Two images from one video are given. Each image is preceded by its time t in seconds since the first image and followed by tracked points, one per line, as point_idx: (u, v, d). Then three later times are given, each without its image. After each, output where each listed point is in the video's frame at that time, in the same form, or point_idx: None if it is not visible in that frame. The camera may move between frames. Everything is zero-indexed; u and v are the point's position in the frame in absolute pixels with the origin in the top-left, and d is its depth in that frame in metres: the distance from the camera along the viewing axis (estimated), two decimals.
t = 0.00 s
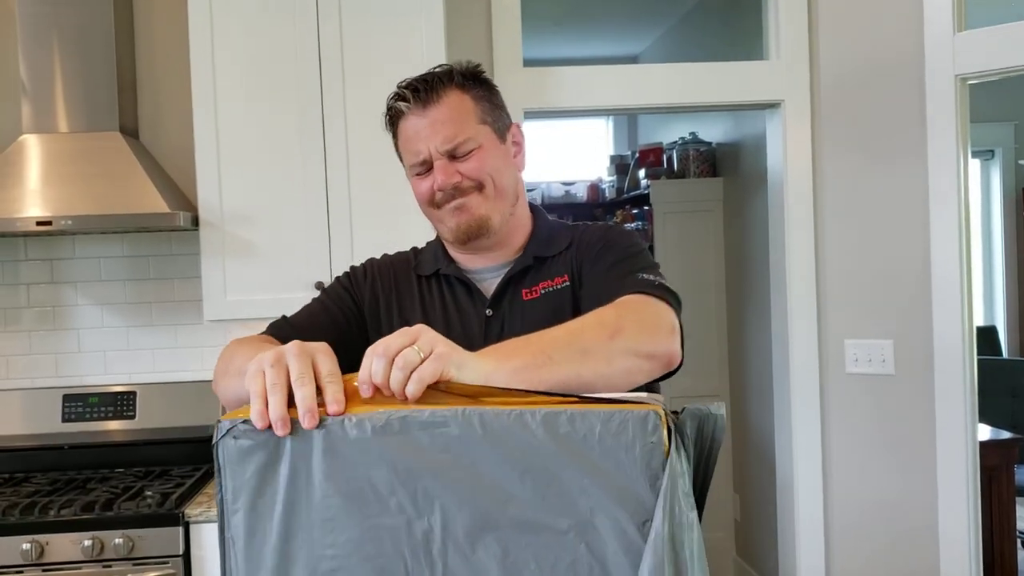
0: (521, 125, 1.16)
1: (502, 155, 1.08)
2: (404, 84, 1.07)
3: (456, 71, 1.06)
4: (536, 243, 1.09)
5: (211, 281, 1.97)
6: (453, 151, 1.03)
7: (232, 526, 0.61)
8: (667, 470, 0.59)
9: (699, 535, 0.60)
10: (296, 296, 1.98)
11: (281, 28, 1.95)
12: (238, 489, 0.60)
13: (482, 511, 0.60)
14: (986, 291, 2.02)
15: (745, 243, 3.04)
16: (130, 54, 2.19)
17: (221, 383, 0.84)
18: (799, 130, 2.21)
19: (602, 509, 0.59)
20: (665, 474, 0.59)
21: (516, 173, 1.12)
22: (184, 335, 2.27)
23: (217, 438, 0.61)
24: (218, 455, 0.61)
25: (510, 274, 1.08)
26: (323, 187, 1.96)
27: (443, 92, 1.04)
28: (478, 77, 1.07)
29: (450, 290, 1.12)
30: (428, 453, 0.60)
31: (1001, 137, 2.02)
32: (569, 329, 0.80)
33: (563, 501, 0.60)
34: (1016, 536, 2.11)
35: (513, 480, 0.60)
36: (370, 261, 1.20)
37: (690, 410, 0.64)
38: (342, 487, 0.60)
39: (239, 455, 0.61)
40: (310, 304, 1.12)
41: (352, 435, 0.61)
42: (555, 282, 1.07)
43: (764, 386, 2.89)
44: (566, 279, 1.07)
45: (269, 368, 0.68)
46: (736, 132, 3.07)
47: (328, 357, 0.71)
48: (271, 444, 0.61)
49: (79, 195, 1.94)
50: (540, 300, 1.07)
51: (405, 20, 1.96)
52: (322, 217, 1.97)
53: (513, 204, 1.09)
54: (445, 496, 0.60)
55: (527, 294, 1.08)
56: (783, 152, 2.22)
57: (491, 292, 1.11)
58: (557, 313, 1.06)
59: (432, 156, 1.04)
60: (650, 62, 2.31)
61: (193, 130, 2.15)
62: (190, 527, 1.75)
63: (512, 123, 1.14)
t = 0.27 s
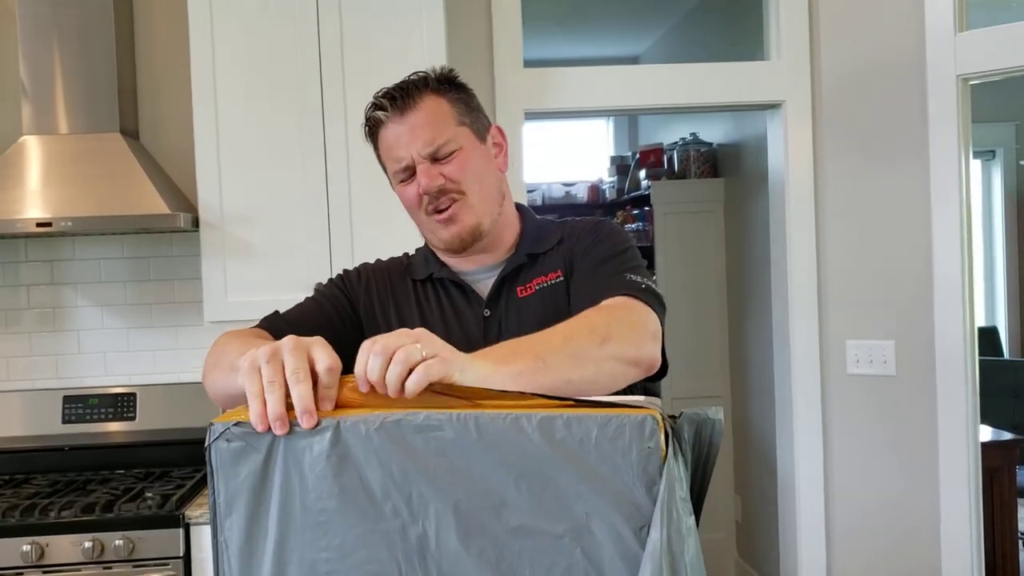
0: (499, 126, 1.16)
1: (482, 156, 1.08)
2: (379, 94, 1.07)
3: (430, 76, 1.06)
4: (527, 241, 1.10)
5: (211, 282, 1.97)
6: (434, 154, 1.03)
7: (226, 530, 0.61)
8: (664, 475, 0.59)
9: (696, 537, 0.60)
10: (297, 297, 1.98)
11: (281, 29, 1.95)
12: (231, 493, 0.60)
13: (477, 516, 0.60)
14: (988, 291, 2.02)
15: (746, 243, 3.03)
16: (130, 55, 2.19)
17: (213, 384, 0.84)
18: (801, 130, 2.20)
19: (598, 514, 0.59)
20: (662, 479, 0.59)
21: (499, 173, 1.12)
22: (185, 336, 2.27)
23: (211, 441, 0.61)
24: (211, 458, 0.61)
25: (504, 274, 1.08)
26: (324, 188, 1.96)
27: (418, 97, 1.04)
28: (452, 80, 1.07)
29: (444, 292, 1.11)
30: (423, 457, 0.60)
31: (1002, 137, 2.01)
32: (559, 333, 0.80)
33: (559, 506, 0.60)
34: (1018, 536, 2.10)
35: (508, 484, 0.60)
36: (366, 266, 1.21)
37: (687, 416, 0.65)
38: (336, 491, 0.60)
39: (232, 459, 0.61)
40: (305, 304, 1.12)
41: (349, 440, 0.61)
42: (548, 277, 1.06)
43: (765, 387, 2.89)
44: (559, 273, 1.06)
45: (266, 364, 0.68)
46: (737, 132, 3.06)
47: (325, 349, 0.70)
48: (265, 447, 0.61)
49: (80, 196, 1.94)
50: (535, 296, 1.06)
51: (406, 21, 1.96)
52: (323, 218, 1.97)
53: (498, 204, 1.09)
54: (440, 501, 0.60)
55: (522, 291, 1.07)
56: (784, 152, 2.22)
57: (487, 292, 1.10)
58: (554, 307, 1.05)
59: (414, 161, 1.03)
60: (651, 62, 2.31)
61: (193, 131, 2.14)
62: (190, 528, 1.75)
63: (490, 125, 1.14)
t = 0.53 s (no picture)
0: (494, 127, 1.16)
1: (476, 157, 1.07)
2: (374, 95, 1.06)
3: (424, 77, 1.05)
4: (524, 242, 1.09)
5: (213, 282, 1.97)
6: (427, 154, 1.02)
7: (222, 527, 0.61)
8: (654, 480, 0.58)
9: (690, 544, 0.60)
10: (298, 297, 1.98)
11: (283, 29, 1.95)
12: (226, 489, 0.61)
13: (467, 519, 0.60)
14: (991, 291, 2.01)
15: (748, 242, 3.03)
16: (132, 54, 2.19)
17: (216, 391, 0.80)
18: (804, 128, 2.20)
19: (587, 518, 0.59)
20: (652, 484, 0.58)
21: (493, 175, 1.11)
22: (187, 336, 2.27)
23: (207, 439, 0.61)
24: (208, 456, 0.61)
25: (502, 273, 1.08)
26: (325, 187, 1.96)
27: (410, 97, 1.03)
28: (446, 81, 1.07)
29: (442, 295, 1.11)
30: (414, 459, 0.60)
31: (1006, 136, 2.00)
32: (587, 314, 0.78)
33: (548, 510, 0.59)
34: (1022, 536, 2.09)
35: (497, 487, 0.59)
36: (365, 269, 1.20)
37: (680, 418, 0.65)
38: (327, 491, 0.60)
39: (227, 456, 0.61)
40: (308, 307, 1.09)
41: (341, 440, 0.60)
42: (549, 283, 1.06)
43: (767, 386, 2.88)
44: (560, 279, 1.06)
45: (257, 364, 0.67)
46: (740, 131, 3.05)
47: (315, 347, 0.70)
48: (258, 445, 0.61)
49: (82, 195, 1.94)
50: (536, 300, 1.06)
51: (407, 20, 1.95)
52: (325, 217, 1.96)
53: (493, 205, 1.08)
54: (429, 503, 0.60)
55: (523, 295, 1.07)
56: (787, 150, 2.21)
57: (483, 293, 1.10)
58: (552, 312, 1.06)
59: (407, 162, 1.03)
60: (653, 60, 2.30)
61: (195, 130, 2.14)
62: (192, 528, 1.75)
63: (484, 126, 1.14)
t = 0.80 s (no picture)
0: (507, 125, 1.16)
1: (487, 156, 1.07)
2: (386, 92, 1.07)
3: (436, 74, 1.05)
4: (533, 239, 1.09)
5: (214, 281, 1.97)
6: (438, 155, 1.03)
7: (222, 527, 0.61)
8: (655, 479, 0.58)
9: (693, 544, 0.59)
10: (299, 296, 1.98)
11: (283, 28, 1.95)
12: (227, 489, 0.61)
13: (467, 517, 0.59)
14: (994, 291, 2.01)
15: (750, 241, 3.02)
16: (133, 53, 2.19)
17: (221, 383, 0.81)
18: (805, 127, 2.19)
19: (589, 517, 0.59)
20: (653, 482, 0.58)
21: (505, 173, 1.11)
22: (188, 335, 2.27)
23: (207, 438, 0.61)
24: (207, 455, 0.61)
25: (509, 272, 1.08)
26: (326, 187, 1.96)
27: (421, 96, 1.03)
28: (458, 79, 1.07)
29: (450, 292, 1.11)
30: (414, 459, 0.60)
31: (1008, 135, 2.00)
32: (580, 309, 0.78)
33: (549, 508, 0.59)
34: None
35: (498, 486, 0.59)
36: (375, 262, 1.20)
37: (681, 416, 0.64)
38: (327, 489, 0.60)
39: (227, 455, 0.61)
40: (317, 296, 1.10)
41: (342, 440, 0.60)
42: (554, 282, 1.06)
43: (769, 386, 2.88)
44: (565, 278, 1.06)
45: (259, 363, 0.67)
46: (742, 130, 3.05)
47: (316, 347, 0.69)
48: (258, 443, 0.61)
49: (83, 195, 1.94)
50: (541, 300, 1.06)
51: (408, 18, 1.95)
52: (326, 217, 1.96)
53: (504, 204, 1.09)
54: (430, 501, 0.59)
55: (528, 295, 1.07)
56: (788, 149, 2.21)
57: (490, 292, 1.10)
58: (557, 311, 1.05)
59: (418, 161, 1.03)
60: (654, 59, 2.30)
61: (196, 130, 2.14)
62: (193, 528, 1.75)
63: (496, 124, 1.14)
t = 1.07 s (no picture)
0: (530, 127, 1.16)
1: (511, 158, 1.07)
2: (412, 86, 1.06)
3: (464, 72, 1.05)
4: (547, 242, 1.09)
5: (215, 283, 1.97)
6: (463, 154, 1.02)
7: (221, 531, 0.61)
8: (657, 481, 0.58)
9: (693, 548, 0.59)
10: (300, 298, 1.98)
11: (284, 31, 1.95)
12: (226, 494, 0.61)
13: (469, 520, 0.59)
14: (995, 292, 2.00)
15: (751, 243, 3.02)
16: (134, 56, 2.19)
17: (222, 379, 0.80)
18: (805, 129, 2.20)
19: (591, 520, 0.58)
20: (655, 484, 0.58)
21: (525, 175, 1.11)
22: (189, 337, 2.27)
23: (205, 443, 0.61)
24: (205, 461, 0.61)
25: (523, 274, 1.08)
26: (327, 189, 1.96)
27: (449, 93, 1.02)
28: (486, 78, 1.06)
29: (461, 293, 1.11)
30: (415, 463, 0.60)
31: (1009, 136, 1.99)
32: (581, 326, 0.79)
33: (551, 511, 0.59)
34: None
35: (499, 489, 0.59)
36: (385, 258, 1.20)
37: (682, 418, 0.65)
38: (328, 493, 0.60)
39: (227, 460, 0.61)
40: (325, 295, 1.11)
41: (341, 445, 0.60)
42: (565, 283, 1.06)
43: (770, 388, 2.88)
44: (576, 279, 1.06)
45: (254, 368, 0.68)
46: (742, 131, 3.05)
47: (310, 347, 0.69)
48: (257, 448, 0.61)
49: (84, 197, 1.94)
50: (550, 301, 1.06)
51: (409, 20, 1.95)
52: (326, 219, 1.96)
53: (523, 206, 1.09)
54: (430, 505, 0.59)
55: (538, 296, 1.07)
56: (789, 151, 2.21)
57: (502, 293, 1.10)
58: (567, 312, 1.05)
59: (442, 158, 1.03)
60: (655, 61, 2.30)
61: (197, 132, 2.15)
62: (193, 530, 1.75)
63: (520, 125, 1.14)
